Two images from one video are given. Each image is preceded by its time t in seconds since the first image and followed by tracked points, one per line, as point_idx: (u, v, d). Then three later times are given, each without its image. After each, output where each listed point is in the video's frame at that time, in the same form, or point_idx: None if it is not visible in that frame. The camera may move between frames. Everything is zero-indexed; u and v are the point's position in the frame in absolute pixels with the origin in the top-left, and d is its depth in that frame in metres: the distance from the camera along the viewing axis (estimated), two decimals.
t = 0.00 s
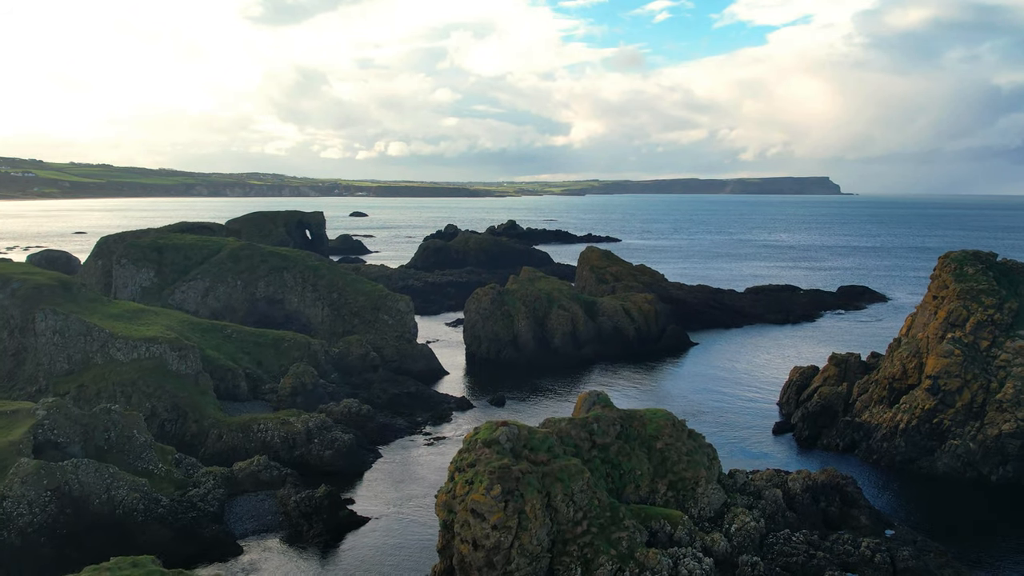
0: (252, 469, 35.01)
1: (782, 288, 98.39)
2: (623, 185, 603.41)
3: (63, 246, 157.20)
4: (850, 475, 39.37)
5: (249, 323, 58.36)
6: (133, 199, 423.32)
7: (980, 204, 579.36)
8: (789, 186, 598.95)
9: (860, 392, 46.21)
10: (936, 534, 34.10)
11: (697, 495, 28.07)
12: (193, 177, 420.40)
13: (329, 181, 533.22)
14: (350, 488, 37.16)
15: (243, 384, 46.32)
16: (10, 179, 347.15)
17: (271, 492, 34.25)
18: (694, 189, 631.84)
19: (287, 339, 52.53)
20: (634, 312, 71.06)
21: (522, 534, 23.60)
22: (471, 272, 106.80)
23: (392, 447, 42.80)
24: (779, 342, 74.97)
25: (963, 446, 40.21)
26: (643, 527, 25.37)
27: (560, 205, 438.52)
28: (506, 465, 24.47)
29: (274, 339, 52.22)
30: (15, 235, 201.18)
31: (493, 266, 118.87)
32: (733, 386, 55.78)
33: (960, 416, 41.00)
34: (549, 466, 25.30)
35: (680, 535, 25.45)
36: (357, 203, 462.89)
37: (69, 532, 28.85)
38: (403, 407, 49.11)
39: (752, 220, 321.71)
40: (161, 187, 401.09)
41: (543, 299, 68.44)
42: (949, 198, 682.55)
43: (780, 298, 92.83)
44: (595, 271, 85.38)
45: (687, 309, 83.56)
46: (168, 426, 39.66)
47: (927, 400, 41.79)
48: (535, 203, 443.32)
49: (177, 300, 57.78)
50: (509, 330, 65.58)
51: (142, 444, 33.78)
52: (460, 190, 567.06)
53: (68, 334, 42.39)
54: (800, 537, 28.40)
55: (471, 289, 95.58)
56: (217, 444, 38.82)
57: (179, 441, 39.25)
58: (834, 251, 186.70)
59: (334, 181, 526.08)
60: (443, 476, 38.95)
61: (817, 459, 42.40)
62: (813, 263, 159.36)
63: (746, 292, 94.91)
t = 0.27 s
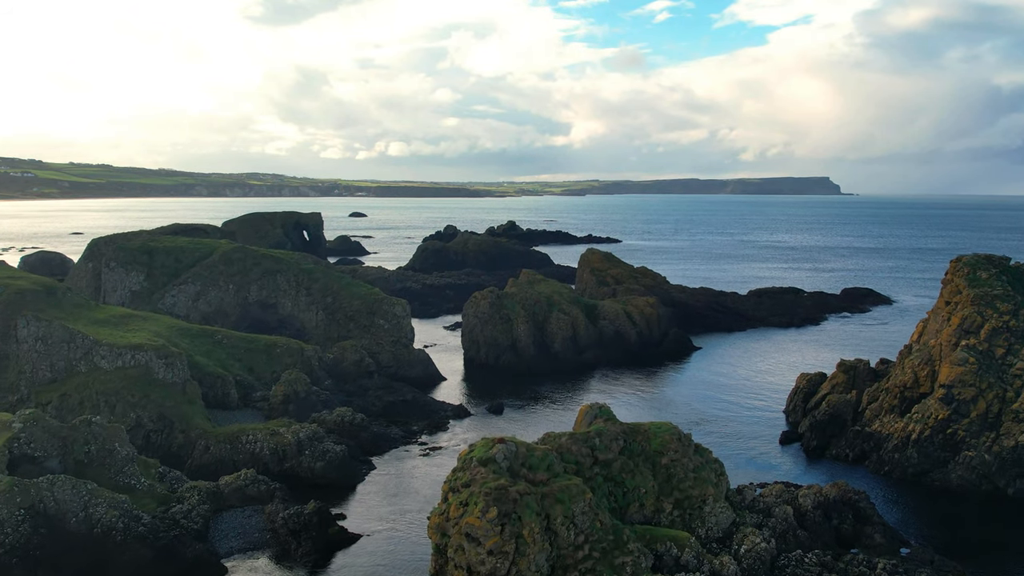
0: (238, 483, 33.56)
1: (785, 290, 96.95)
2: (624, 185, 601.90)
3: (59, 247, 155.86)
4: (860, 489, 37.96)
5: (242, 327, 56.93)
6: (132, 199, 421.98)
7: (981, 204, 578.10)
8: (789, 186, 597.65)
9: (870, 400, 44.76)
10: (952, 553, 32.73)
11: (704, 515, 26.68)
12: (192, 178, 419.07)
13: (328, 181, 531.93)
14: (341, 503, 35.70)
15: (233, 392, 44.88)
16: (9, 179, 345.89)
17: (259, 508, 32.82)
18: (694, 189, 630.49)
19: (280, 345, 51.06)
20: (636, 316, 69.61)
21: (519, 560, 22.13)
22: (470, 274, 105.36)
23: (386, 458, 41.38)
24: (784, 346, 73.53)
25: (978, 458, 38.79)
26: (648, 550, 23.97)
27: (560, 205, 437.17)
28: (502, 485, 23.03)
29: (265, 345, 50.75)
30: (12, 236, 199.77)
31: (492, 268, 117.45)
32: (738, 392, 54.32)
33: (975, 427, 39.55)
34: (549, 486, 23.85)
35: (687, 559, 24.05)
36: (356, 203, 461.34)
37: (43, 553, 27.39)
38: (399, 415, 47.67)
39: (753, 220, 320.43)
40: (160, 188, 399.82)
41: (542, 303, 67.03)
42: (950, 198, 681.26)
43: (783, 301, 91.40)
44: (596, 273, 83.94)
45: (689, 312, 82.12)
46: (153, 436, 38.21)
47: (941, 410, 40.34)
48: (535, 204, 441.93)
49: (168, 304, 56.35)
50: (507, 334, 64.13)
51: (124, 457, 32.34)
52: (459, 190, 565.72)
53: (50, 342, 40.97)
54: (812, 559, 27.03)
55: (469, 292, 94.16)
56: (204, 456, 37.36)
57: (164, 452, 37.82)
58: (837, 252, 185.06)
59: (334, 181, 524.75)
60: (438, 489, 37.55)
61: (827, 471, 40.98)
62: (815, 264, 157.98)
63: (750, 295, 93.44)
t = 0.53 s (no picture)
0: (225, 497, 32.23)
1: (788, 291, 95.63)
2: (624, 185, 600.50)
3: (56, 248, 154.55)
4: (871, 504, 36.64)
5: (234, 332, 55.64)
6: (131, 199, 420.67)
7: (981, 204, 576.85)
8: (790, 186, 596.48)
9: (880, 408, 43.43)
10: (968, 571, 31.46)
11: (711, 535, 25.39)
12: (192, 178, 417.78)
13: (328, 181, 530.75)
14: (333, 517, 34.41)
15: (223, 399, 43.61)
16: (8, 180, 344.75)
17: (246, 523, 31.52)
18: (695, 189, 629.40)
19: (272, 350, 49.77)
20: (638, 319, 68.31)
21: None
22: (469, 275, 104.05)
23: (381, 469, 40.07)
24: (788, 349, 72.21)
25: (993, 470, 37.49)
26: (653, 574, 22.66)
27: (560, 205, 436.08)
28: (498, 507, 21.74)
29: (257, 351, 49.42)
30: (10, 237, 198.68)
31: (491, 269, 116.15)
32: (743, 399, 53.01)
33: (990, 438, 38.24)
34: (548, 508, 22.49)
35: None
36: (355, 203, 460.04)
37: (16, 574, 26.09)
38: (394, 423, 46.37)
39: (753, 220, 319.16)
40: (159, 188, 398.55)
41: (542, 306, 65.76)
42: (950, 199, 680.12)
43: (786, 303, 90.06)
44: (596, 276, 82.64)
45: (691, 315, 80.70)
46: (139, 447, 36.92)
47: (954, 420, 39.02)
48: (535, 204, 441.02)
49: (158, 309, 55.05)
50: (506, 338, 62.84)
51: (106, 471, 31.05)
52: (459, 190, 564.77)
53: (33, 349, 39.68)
54: None
55: (468, 294, 92.84)
56: (192, 468, 36.10)
57: (150, 464, 36.57)
58: (839, 253, 183.65)
59: (333, 182, 523.56)
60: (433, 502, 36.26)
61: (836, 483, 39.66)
62: (816, 265, 156.76)
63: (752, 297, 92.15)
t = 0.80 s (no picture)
0: (210, 514, 30.81)
1: (792, 294, 94.13)
2: (624, 185, 598.91)
3: (51, 249, 153.02)
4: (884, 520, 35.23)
5: (226, 337, 54.26)
6: (130, 200, 419.25)
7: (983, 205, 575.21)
8: (790, 186, 594.93)
9: (891, 418, 41.99)
10: None
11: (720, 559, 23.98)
12: (191, 178, 416.37)
13: (328, 181, 529.20)
14: (323, 534, 33.01)
15: (211, 408, 42.21)
16: (6, 180, 343.43)
17: (232, 542, 30.09)
18: (695, 189, 627.82)
19: (264, 357, 48.36)
20: (640, 323, 66.87)
21: None
22: (467, 277, 102.58)
23: (374, 481, 38.70)
24: (792, 353, 70.75)
25: (1010, 483, 36.04)
26: None
27: (560, 205, 434.58)
28: (494, 533, 20.37)
29: (249, 357, 48.00)
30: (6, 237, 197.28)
31: (491, 271, 114.68)
32: (748, 407, 51.60)
33: (1007, 450, 36.78)
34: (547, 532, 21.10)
35: None
36: (355, 203, 458.77)
37: None
38: (389, 432, 44.98)
39: (754, 221, 317.61)
40: (158, 188, 397.21)
41: (542, 310, 64.32)
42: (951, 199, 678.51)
43: (790, 306, 88.57)
44: (597, 278, 81.21)
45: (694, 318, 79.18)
46: (122, 459, 35.51)
47: (969, 431, 37.57)
48: (535, 204, 439.53)
49: (147, 313, 53.62)
50: (505, 343, 61.41)
51: (84, 486, 29.52)
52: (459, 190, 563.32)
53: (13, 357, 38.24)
54: None
55: (466, 297, 91.40)
56: (177, 482, 34.73)
57: (134, 477, 35.18)
58: (841, 254, 181.99)
59: (333, 182, 522.17)
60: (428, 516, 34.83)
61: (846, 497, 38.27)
62: (819, 266, 155.20)
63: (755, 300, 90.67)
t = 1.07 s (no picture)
0: (191, 533, 29.32)
1: (796, 297, 92.64)
2: (624, 185, 597.09)
3: (47, 250, 151.53)
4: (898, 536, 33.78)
5: (217, 343, 52.85)
6: (129, 200, 417.80)
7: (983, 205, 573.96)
8: (791, 187, 593.56)
9: (903, 428, 40.49)
10: None
11: None
12: (190, 178, 414.87)
13: (327, 181, 527.75)
14: (311, 552, 31.53)
15: (199, 418, 40.76)
16: (5, 180, 342.04)
17: (214, 563, 28.62)
18: (695, 189, 626.48)
19: (255, 363, 46.88)
20: (641, 328, 65.39)
21: None
22: (466, 279, 101.12)
23: (367, 494, 37.28)
24: (797, 358, 69.31)
25: None
26: None
27: (560, 205, 433.31)
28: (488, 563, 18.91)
29: (239, 364, 46.53)
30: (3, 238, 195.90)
31: (490, 273, 113.24)
32: (753, 415, 50.15)
33: None
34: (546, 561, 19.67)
35: None
36: (355, 203, 457.62)
37: None
38: (383, 442, 43.53)
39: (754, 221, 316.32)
40: (157, 189, 395.83)
41: (541, 314, 62.88)
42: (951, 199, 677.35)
43: (794, 308, 87.12)
44: (598, 281, 79.75)
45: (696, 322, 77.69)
46: (104, 473, 34.07)
47: (986, 444, 36.07)
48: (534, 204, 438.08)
49: (136, 319, 52.21)
50: (504, 348, 59.97)
51: (60, 505, 28.14)
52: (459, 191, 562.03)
53: None
54: None
55: (465, 300, 89.96)
56: (160, 497, 33.33)
57: (116, 492, 33.76)
58: (843, 256, 180.61)
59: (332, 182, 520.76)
60: (421, 533, 33.37)
61: (858, 511, 36.82)
62: (821, 267, 153.79)
63: (758, 302, 89.19)
